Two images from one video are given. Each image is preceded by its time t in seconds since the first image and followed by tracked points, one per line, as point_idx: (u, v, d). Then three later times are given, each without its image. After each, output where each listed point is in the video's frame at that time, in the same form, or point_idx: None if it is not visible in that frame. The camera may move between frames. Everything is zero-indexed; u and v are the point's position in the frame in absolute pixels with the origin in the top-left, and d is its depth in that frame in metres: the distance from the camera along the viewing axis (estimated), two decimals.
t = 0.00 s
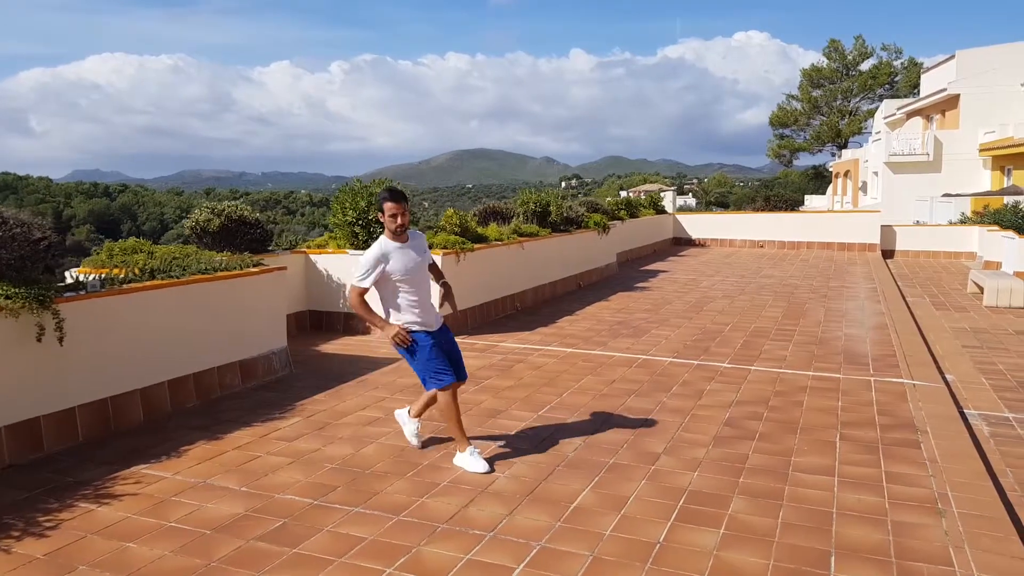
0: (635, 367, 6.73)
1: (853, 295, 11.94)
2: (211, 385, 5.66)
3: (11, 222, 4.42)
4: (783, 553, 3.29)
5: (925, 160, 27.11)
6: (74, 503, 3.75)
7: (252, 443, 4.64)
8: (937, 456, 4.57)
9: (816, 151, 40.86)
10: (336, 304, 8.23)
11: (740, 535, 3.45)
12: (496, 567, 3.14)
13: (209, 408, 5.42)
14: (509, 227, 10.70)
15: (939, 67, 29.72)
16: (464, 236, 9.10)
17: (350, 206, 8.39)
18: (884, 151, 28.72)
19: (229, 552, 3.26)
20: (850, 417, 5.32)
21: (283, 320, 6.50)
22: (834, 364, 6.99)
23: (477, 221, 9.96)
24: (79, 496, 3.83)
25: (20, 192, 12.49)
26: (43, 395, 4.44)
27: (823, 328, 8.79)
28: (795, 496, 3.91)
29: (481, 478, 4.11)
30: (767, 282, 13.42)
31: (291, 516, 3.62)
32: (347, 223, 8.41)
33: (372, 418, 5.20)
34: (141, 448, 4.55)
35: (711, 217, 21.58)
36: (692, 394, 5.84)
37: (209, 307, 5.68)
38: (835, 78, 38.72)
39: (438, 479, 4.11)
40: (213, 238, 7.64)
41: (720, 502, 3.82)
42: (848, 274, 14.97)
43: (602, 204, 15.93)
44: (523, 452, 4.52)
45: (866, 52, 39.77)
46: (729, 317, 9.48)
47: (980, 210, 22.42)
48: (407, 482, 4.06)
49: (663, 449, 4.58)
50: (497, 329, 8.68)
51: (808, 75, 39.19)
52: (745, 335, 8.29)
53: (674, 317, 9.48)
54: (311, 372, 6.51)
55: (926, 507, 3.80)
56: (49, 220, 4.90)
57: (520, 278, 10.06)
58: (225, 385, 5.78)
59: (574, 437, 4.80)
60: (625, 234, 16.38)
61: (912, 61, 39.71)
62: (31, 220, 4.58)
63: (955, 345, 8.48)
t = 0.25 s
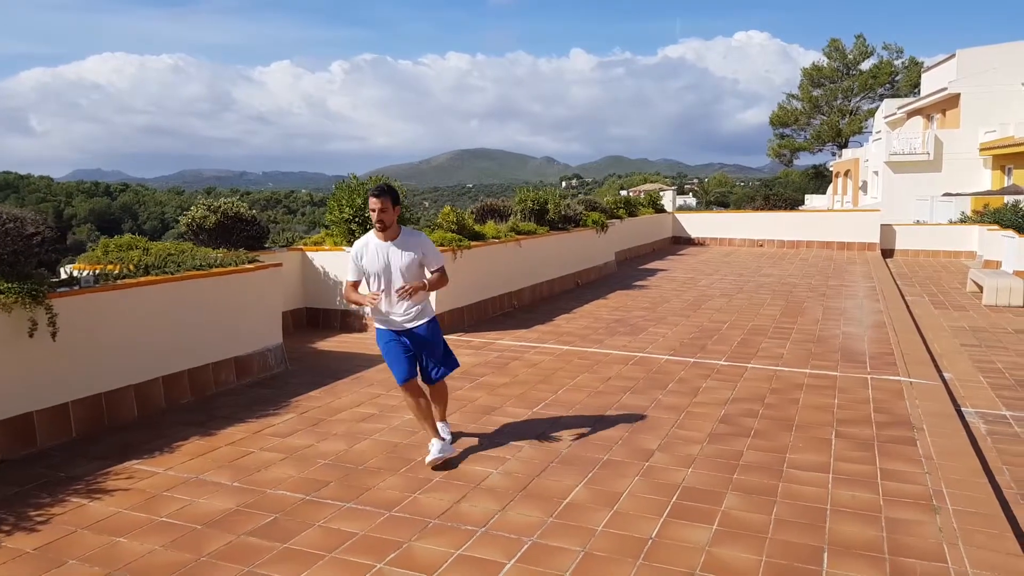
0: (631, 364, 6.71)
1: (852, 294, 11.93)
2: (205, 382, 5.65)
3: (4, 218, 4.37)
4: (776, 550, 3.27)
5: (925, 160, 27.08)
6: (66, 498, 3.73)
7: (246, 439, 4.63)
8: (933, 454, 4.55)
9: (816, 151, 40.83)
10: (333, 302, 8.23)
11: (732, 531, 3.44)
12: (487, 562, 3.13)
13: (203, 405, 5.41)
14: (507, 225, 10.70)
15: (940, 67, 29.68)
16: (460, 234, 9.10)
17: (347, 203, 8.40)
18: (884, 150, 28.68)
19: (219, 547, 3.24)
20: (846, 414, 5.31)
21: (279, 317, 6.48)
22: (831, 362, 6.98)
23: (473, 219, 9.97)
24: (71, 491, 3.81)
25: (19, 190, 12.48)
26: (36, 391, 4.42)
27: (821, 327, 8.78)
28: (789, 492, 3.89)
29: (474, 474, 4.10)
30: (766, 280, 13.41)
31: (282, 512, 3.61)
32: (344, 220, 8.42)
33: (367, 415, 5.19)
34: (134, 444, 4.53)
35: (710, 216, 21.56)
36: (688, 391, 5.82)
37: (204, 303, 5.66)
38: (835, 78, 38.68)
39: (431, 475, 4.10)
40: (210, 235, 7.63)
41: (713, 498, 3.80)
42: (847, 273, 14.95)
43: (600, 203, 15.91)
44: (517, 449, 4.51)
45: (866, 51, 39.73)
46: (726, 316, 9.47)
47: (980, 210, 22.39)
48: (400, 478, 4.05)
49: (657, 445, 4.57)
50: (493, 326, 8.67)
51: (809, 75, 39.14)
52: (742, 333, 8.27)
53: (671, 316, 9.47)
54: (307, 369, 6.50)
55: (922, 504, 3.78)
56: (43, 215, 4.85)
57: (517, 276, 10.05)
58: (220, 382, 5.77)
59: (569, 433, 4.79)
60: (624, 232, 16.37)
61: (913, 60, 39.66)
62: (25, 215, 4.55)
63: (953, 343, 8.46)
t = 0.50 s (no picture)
0: (631, 363, 6.71)
1: (855, 293, 11.89)
2: (205, 379, 5.66)
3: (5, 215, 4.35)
4: (772, 547, 3.27)
5: (930, 159, 26.99)
6: (65, 492, 3.74)
7: (244, 436, 4.65)
8: (933, 452, 4.54)
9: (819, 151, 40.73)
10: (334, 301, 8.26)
11: (729, 529, 3.43)
12: (482, 558, 3.13)
13: (203, 401, 5.42)
14: (507, 224, 10.71)
15: (945, 65, 29.58)
16: (461, 231, 9.09)
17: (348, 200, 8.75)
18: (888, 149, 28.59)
19: (216, 542, 3.25)
20: (845, 412, 5.30)
21: (278, 315, 6.49)
22: (833, 361, 6.96)
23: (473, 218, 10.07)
24: (70, 486, 3.82)
25: (25, 190, 12.55)
26: (35, 387, 4.43)
27: (823, 325, 8.76)
28: (787, 490, 3.89)
29: (472, 471, 4.10)
30: (768, 280, 13.38)
31: (279, 507, 3.62)
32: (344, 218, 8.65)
33: (365, 412, 5.21)
34: (133, 440, 4.55)
35: (713, 215, 21.53)
36: (687, 389, 5.82)
37: (204, 301, 5.68)
38: (840, 76, 38.57)
39: (429, 472, 4.11)
40: (211, 232, 7.66)
41: (710, 496, 3.80)
42: (850, 273, 14.91)
43: (602, 202, 15.90)
44: (515, 446, 4.51)
45: (871, 50, 39.61)
46: (728, 315, 9.45)
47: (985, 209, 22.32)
48: (397, 474, 4.06)
49: (656, 443, 4.57)
50: (494, 325, 8.68)
51: (812, 74, 39.03)
52: (744, 332, 8.26)
53: (672, 315, 9.46)
54: (306, 367, 6.52)
55: (921, 503, 3.77)
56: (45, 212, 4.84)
57: (517, 275, 10.06)
58: (220, 379, 5.78)
59: (567, 431, 4.79)
60: (626, 231, 16.36)
61: (918, 59, 39.51)
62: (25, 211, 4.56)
63: (956, 342, 8.43)
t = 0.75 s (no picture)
0: (639, 361, 6.71)
1: (868, 293, 11.80)
2: (215, 374, 5.72)
3: (20, 211, 4.35)
4: (775, 546, 3.27)
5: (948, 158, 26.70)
6: (75, 485, 3.80)
7: (251, 431, 4.70)
8: (943, 454, 4.49)
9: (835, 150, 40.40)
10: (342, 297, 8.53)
11: (732, 527, 3.43)
12: (483, 554, 3.15)
13: (212, 396, 5.48)
14: (516, 223, 10.73)
15: (963, 63, 29.25)
16: (469, 230, 9.16)
17: (356, 199, 8.80)
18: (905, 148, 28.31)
19: (220, 534, 3.29)
20: (854, 412, 5.26)
21: (288, 312, 6.54)
22: (844, 361, 6.91)
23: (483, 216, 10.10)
24: (80, 478, 3.88)
25: (44, 189, 12.75)
26: (47, 382, 4.49)
27: (835, 325, 8.70)
28: (793, 489, 3.88)
29: (476, 467, 4.12)
30: (781, 279, 13.30)
31: (284, 501, 3.66)
32: (352, 216, 8.79)
33: (371, 408, 5.25)
34: (143, 434, 4.61)
35: (726, 215, 21.43)
36: (695, 388, 5.81)
37: (214, 297, 5.75)
38: (856, 75, 38.25)
39: (433, 468, 4.14)
40: (221, 230, 8.02)
41: (714, 494, 3.79)
42: (865, 273, 14.79)
43: (613, 201, 15.89)
44: (520, 443, 4.53)
45: (888, 48, 39.25)
46: (739, 314, 9.41)
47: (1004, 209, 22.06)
48: (401, 470, 4.09)
49: (661, 441, 4.56)
50: (502, 323, 8.70)
51: (828, 72, 38.73)
52: (754, 332, 8.22)
53: (682, 314, 9.43)
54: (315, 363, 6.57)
55: (929, 504, 3.75)
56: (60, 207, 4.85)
57: (527, 273, 10.08)
58: (229, 374, 5.84)
59: (572, 428, 4.80)
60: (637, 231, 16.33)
61: (936, 57, 39.09)
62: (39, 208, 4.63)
63: (971, 343, 8.35)
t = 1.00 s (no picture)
0: (665, 363, 6.65)
1: (903, 295, 11.57)
2: (243, 371, 5.80)
3: (54, 210, 4.45)
4: (801, 550, 3.21)
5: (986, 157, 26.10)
6: (106, 478, 3.88)
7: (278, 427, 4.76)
8: (978, 459, 4.38)
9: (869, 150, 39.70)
10: (370, 297, 8.61)
11: (758, 530, 3.38)
12: (505, 552, 3.15)
13: (240, 393, 5.56)
14: (543, 223, 10.73)
15: (1003, 60, 28.56)
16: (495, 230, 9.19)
17: (383, 199, 8.86)
18: (942, 147, 27.71)
19: (246, 529, 3.33)
20: (886, 416, 5.15)
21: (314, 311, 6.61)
22: (876, 363, 6.78)
23: (509, 216, 10.10)
24: (111, 472, 3.96)
25: (83, 191, 13.06)
26: (80, 378, 4.57)
27: (868, 327, 8.54)
28: (821, 493, 3.81)
29: (499, 466, 4.12)
30: (812, 280, 13.10)
31: (308, 497, 3.69)
32: (379, 216, 8.85)
33: (397, 407, 5.28)
34: (172, 429, 4.69)
35: (756, 216, 21.18)
36: (722, 390, 5.74)
37: (243, 295, 5.83)
38: (891, 73, 37.57)
39: (457, 466, 4.14)
40: (251, 229, 8.28)
41: (740, 496, 3.74)
42: (899, 274, 14.50)
43: (641, 201, 15.80)
44: (543, 442, 4.52)
45: (924, 46, 38.48)
46: (769, 315, 9.29)
47: None
48: (425, 468, 4.10)
49: (687, 443, 4.52)
50: (528, 323, 8.69)
51: (864, 70, 38.19)
52: (784, 333, 8.10)
53: (710, 315, 9.33)
54: (342, 362, 6.62)
55: (962, 510, 3.65)
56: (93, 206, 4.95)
57: (553, 273, 10.06)
58: (258, 372, 5.92)
59: (597, 429, 4.77)
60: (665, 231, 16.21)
61: (975, 54, 38.22)
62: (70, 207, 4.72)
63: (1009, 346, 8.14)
